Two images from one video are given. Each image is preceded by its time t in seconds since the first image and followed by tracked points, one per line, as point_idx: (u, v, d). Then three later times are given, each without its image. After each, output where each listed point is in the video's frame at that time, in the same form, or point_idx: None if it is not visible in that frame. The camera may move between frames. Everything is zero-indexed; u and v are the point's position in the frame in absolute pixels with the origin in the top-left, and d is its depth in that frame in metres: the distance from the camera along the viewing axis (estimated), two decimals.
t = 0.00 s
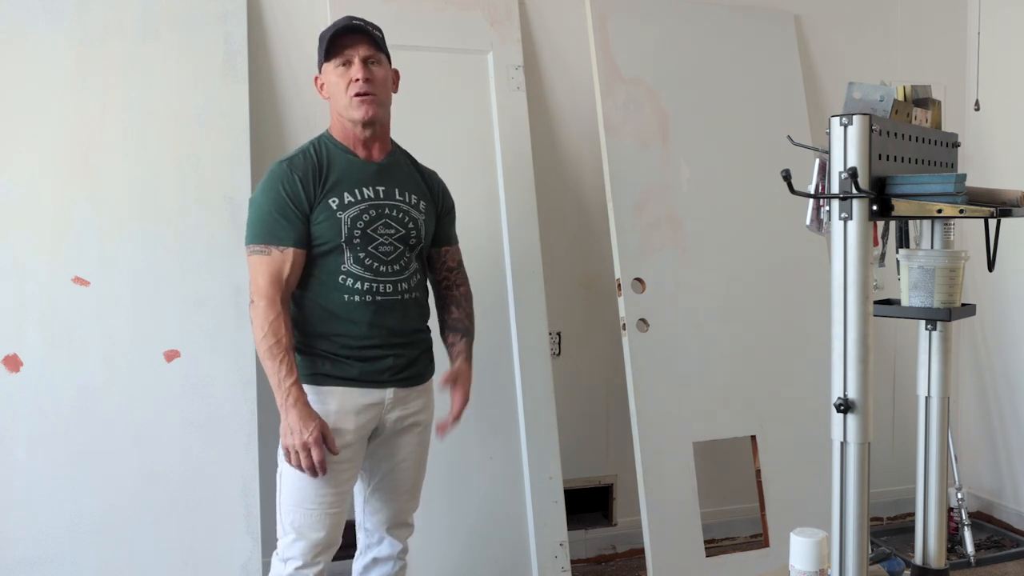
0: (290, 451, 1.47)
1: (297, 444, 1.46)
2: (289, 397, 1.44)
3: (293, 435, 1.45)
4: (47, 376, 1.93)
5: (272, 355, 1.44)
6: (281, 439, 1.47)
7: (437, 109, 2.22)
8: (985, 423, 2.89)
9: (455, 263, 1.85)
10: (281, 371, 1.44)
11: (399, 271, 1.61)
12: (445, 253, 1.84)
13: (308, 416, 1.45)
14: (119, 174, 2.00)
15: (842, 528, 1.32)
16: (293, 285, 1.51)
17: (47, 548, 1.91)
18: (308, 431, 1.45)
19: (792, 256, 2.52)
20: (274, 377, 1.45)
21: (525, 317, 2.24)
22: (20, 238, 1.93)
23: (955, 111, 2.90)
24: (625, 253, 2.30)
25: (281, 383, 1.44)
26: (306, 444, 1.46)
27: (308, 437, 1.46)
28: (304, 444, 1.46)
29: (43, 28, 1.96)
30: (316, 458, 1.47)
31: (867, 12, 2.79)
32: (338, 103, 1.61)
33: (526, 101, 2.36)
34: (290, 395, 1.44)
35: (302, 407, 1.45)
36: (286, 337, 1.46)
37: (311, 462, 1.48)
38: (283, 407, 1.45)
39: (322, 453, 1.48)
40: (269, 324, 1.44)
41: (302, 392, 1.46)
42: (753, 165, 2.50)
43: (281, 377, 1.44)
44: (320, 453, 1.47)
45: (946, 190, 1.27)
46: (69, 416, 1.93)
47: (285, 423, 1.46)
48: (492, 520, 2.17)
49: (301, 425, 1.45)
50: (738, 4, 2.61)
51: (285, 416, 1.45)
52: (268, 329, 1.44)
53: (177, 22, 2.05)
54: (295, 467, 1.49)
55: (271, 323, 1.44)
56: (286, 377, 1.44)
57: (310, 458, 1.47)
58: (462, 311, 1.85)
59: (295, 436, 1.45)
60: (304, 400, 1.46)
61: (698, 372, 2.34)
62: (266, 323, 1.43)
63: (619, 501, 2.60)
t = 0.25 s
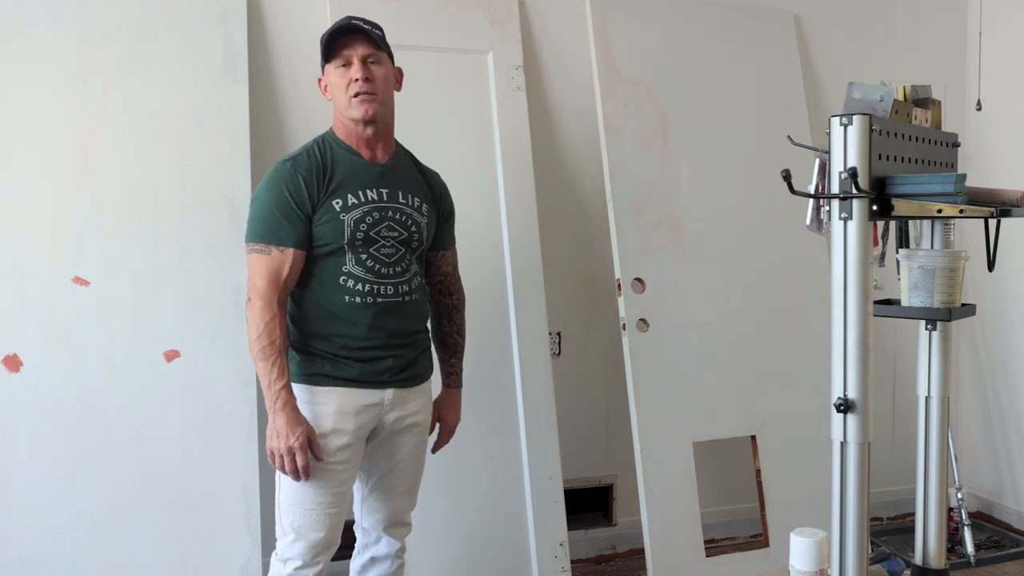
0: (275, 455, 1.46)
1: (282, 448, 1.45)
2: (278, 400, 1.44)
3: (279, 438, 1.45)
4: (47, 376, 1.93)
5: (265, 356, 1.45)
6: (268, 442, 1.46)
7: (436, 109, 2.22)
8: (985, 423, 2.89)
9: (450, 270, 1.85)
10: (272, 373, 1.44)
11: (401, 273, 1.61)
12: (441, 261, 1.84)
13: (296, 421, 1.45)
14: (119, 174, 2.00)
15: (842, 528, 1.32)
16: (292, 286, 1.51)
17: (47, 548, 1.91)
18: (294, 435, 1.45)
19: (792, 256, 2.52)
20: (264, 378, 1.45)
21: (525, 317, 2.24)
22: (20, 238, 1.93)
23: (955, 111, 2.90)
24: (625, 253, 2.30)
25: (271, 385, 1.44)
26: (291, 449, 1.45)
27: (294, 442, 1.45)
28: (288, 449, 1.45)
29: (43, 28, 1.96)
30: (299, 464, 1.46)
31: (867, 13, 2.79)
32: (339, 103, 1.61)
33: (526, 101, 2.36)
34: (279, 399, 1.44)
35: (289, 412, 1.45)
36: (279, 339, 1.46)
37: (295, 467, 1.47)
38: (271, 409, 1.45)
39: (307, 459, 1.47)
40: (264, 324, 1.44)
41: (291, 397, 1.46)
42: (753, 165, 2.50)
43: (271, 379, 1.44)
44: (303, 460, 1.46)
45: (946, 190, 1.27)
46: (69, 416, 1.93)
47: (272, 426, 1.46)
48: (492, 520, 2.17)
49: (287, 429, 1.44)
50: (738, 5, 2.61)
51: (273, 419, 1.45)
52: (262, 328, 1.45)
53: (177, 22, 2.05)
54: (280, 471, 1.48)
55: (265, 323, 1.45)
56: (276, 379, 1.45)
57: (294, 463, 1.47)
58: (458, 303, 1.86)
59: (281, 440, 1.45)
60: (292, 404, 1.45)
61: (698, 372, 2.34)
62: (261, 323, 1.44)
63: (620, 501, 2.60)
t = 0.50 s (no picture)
0: (294, 454, 1.47)
1: (301, 447, 1.46)
2: (294, 400, 1.45)
3: (297, 437, 1.45)
4: (47, 376, 1.93)
5: (278, 356, 1.44)
6: (285, 441, 1.47)
7: (436, 109, 2.22)
8: (985, 423, 2.89)
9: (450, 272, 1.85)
10: (286, 373, 1.44)
11: (403, 273, 1.62)
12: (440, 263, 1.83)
13: (314, 419, 1.46)
14: (119, 174, 2.00)
15: (842, 529, 1.32)
16: (298, 286, 1.50)
17: (47, 548, 1.91)
18: (313, 434, 1.46)
19: (792, 256, 2.52)
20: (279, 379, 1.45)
21: (525, 317, 2.24)
22: (20, 238, 1.93)
23: (956, 112, 2.90)
24: (624, 253, 2.30)
25: (286, 385, 1.44)
26: (311, 447, 1.46)
27: (313, 440, 1.46)
28: (308, 447, 1.46)
29: (42, 28, 1.96)
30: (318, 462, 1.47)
31: (868, 13, 2.79)
32: (346, 103, 1.61)
33: (526, 101, 2.36)
34: (295, 398, 1.44)
35: (307, 411, 1.45)
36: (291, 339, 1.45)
37: (314, 465, 1.48)
38: (287, 409, 1.45)
39: (326, 456, 1.48)
40: (275, 325, 1.44)
41: (307, 395, 1.46)
42: (753, 165, 2.50)
43: (285, 379, 1.44)
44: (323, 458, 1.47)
45: (946, 190, 1.27)
46: (69, 416, 1.93)
47: (289, 425, 1.46)
48: (492, 520, 2.17)
49: (306, 428, 1.45)
50: (738, 5, 2.61)
51: (290, 418, 1.45)
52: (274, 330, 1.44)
53: (177, 22, 2.05)
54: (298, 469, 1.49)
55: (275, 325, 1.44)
56: (292, 379, 1.45)
57: (313, 461, 1.47)
58: (460, 303, 1.85)
59: (300, 438, 1.45)
60: (309, 404, 1.46)
61: (698, 372, 2.34)
62: (272, 325, 1.43)
63: (619, 501, 2.60)
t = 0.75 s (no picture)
0: (331, 436, 1.46)
1: (337, 426, 1.45)
2: (318, 382, 1.44)
3: (331, 418, 1.45)
4: (47, 376, 1.93)
5: (290, 345, 1.43)
6: (320, 427, 1.46)
7: (436, 109, 2.22)
8: (985, 423, 2.89)
9: (450, 270, 1.84)
10: (303, 358, 1.44)
11: (401, 273, 1.61)
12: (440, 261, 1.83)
13: (343, 397, 1.46)
14: (120, 174, 2.00)
15: (842, 528, 1.32)
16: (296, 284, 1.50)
17: (47, 548, 1.91)
18: (345, 412, 1.45)
19: (792, 256, 2.52)
20: (300, 369, 1.44)
21: (525, 317, 2.24)
22: (20, 238, 1.93)
23: (956, 112, 2.90)
24: (625, 253, 2.30)
25: (307, 370, 1.44)
26: (347, 424, 1.45)
27: (348, 417, 1.45)
28: (344, 423, 1.45)
29: (42, 28, 1.96)
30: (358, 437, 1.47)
31: (868, 13, 2.79)
32: (342, 99, 1.62)
33: (526, 101, 2.36)
34: (319, 380, 1.44)
35: (334, 390, 1.45)
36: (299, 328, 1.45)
37: (354, 443, 1.47)
38: (314, 394, 1.44)
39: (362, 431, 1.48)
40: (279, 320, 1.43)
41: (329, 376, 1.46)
42: (753, 165, 2.50)
43: (304, 364, 1.44)
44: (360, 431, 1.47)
45: (946, 190, 1.27)
46: (69, 416, 1.93)
47: (320, 408, 1.45)
48: (492, 520, 2.17)
49: (338, 406, 1.45)
50: (738, 5, 2.61)
51: (319, 401, 1.44)
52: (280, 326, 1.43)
53: (177, 22, 2.05)
54: (338, 452, 1.47)
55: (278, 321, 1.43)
56: (310, 364, 1.44)
57: (352, 439, 1.46)
58: (460, 301, 1.85)
59: (334, 418, 1.45)
60: (333, 384, 1.46)
61: (698, 372, 2.34)
62: (278, 319, 1.42)
63: (619, 501, 2.60)
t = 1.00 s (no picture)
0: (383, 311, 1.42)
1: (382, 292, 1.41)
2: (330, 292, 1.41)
3: (372, 300, 1.41)
4: (48, 376, 1.93)
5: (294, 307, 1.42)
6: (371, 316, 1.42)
7: (436, 109, 2.22)
8: (985, 423, 2.89)
9: (450, 272, 1.85)
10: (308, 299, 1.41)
11: (396, 273, 1.61)
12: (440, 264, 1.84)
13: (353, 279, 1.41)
14: (120, 174, 2.00)
15: (842, 528, 1.32)
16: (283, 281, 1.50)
17: (47, 548, 1.91)
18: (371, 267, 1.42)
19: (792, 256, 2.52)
20: (319, 297, 1.41)
21: (524, 317, 2.24)
22: (20, 238, 1.93)
23: (955, 112, 2.90)
24: (625, 253, 2.30)
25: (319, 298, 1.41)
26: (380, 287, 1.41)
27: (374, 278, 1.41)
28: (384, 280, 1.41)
29: (42, 28, 1.96)
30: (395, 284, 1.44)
31: (868, 12, 2.79)
32: (346, 100, 1.61)
33: (526, 101, 2.36)
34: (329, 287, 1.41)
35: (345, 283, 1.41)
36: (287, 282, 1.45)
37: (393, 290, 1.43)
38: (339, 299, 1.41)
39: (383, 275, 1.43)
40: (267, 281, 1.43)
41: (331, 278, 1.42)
42: (753, 165, 2.50)
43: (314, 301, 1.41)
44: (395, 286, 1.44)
45: (946, 190, 1.27)
46: (69, 416, 1.93)
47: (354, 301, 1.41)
48: (492, 520, 2.17)
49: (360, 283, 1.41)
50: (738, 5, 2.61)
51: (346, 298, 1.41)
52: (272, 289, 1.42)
53: (178, 23, 2.05)
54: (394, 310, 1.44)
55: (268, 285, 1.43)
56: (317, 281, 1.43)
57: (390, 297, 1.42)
58: (460, 304, 1.85)
59: (371, 299, 1.41)
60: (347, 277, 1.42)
61: (698, 372, 2.35)
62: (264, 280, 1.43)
63: (620, 501, 2.60)
